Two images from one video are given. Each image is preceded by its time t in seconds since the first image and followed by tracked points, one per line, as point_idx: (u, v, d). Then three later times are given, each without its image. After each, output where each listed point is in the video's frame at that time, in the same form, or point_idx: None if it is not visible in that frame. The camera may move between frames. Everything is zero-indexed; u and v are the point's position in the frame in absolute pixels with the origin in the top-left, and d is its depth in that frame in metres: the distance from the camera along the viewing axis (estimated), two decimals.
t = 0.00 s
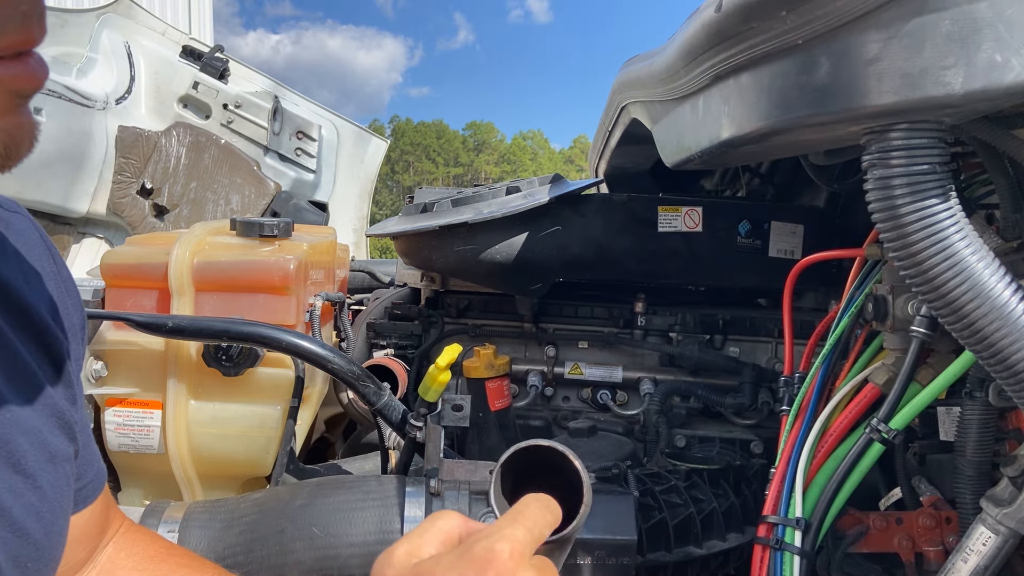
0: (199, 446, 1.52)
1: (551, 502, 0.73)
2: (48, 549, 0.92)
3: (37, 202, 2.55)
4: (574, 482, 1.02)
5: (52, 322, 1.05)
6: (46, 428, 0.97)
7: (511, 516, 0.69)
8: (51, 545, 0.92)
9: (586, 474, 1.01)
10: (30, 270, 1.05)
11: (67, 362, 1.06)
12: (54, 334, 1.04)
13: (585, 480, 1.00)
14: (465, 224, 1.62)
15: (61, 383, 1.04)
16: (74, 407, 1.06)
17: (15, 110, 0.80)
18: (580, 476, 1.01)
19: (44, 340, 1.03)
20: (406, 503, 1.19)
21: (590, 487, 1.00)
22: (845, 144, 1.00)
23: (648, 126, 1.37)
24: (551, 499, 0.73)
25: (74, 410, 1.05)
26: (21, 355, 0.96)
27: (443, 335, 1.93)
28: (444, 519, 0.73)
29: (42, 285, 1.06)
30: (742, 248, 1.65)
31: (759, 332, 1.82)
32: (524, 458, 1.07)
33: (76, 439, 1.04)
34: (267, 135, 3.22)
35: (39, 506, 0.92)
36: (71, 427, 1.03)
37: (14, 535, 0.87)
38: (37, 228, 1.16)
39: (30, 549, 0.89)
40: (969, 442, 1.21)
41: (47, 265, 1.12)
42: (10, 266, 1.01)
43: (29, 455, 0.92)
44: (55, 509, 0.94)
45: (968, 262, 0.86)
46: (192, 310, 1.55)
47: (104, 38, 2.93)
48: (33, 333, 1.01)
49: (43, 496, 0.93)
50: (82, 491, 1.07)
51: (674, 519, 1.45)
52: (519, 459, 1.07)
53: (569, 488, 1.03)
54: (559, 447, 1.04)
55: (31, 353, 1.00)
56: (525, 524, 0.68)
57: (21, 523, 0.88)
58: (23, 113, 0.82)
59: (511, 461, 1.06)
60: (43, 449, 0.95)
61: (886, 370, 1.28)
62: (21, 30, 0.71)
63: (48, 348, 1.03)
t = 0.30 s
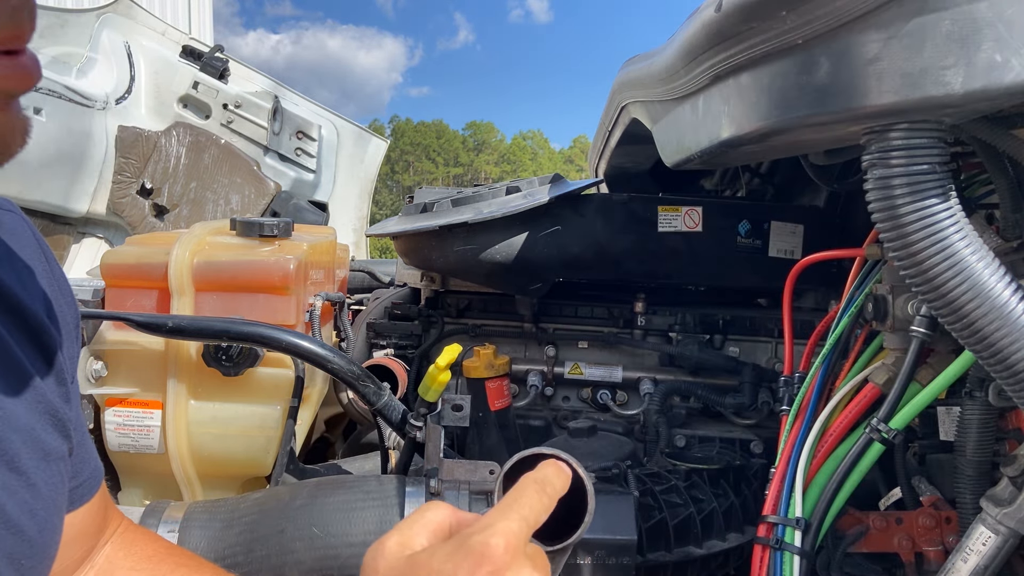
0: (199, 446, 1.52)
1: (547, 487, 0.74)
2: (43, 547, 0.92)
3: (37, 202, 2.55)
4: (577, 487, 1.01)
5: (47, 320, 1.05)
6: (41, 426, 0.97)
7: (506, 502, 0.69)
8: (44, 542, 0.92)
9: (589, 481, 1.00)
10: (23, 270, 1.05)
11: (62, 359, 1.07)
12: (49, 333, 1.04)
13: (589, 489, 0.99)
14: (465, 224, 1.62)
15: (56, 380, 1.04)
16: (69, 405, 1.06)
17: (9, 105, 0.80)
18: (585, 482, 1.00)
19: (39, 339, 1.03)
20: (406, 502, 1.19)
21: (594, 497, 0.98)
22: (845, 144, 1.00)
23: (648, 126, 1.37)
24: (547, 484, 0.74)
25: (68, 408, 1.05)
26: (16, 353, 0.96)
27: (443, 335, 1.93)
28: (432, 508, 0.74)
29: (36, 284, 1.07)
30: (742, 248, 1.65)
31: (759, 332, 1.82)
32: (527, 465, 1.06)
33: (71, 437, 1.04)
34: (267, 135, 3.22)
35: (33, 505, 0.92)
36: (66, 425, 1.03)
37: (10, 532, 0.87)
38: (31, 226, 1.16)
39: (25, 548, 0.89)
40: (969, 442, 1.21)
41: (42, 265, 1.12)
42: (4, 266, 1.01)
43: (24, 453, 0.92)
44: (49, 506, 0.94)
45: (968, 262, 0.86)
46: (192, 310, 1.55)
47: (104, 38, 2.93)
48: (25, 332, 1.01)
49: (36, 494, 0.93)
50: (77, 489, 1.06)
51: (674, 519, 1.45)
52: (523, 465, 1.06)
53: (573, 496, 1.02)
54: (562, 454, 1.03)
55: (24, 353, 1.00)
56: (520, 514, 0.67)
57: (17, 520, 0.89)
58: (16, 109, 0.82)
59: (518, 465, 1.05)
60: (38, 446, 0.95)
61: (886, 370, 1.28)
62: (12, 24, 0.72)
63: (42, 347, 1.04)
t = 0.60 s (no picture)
0: (199, 446, 1.52)
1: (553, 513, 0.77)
2: (42, 547, 0.92)
3: (37, 202, 2.55)
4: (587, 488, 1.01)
5: (48, 321, 1.05)
6: (41, 427, 0.97)
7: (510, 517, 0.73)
8: (43, 543, 0.92)
9: (598, 478, 0.99)
10: (24, 271, 1.05)
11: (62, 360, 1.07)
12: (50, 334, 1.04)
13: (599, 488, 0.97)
14: (465, 224, 1.62)
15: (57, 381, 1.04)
16: (70, 405, 1.06)
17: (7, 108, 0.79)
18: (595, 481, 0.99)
19: (40, 340, 1.03)
20: (406, 502, 1.19)
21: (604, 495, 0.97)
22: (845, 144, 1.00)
23: (648, 126, 1.37)
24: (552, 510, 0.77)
25: (69, 408, 1.05)
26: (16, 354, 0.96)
27: (442, 335, 1.93)
28: (427, 514, 0.74)
29: (37, 283, 1.07)
30: (742, 248, 1.65)
31: (759, 332, 1.82)
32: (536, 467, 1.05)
33: (71, 438, 1.04)
34: (267, 135, 3.21)
35: (32, 506, 0.92)
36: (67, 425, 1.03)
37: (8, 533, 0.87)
38: (32, 226, 1.16)
39: (23, 549, 0.89)
40: (969, 442, 1.21)
41: (43, 265, 1.12)
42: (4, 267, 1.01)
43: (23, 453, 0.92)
44: (48, 507, 0.94)
45: (968, 262, 0.86)
46: (192, 310, 1.55)
47: (104, 38, 2.93)
48: (26, 334, 1.01)
49: (35, 494, 0.93)
50: (77, 490, 1.07)
51: (674, 519, 1.45)
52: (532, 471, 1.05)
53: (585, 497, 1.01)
54: (572, 455, 1.02)
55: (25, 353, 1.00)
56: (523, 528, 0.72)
57: (15, 521, 0.88)
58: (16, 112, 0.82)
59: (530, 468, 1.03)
60: (37, 448, 0.95)
61: (886, 370, 1.28)
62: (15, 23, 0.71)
63: (43, 348, 1.04)
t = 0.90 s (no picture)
0: (199, 446, 1.52)
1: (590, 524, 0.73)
2: (44, 548, 0.92)
3: (37, 202, 2.55)
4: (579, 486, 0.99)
5: (54, 322, 1.05)
6: (44, 427, 0.97)
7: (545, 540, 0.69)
8: (45, 545, 0.92)
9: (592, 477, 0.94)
10: (30, 271, 1.05)
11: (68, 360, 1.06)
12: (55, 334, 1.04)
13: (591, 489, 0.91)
14: (465, 224, 1.62)
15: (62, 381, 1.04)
16: (75, 404, 1.06)
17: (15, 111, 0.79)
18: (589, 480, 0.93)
19: (45, 340, 1.03)
20: (405, 502, 1.19)
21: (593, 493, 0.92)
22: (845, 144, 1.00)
23: (648, 126, 1.37)
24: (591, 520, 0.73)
25: (74, 408, 1.05)
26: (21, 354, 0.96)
27: (442, 335, 1.93)
28: (469, 520, 0.75)
29: (43, 283, 1.07)
30: (742, 248, 1.65)
31: (759, 332, 1.82)
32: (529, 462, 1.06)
33: (75, 438, 1.04)
34: (267, 135, 3.21)
35: (34, 507, 0.92)
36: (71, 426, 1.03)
37: (10, 535, 0.87)
38: (38, 226, 1.16)
39: (25, 550, 0.89)
40: (969, 441, 1.21)
41: (49, 265, 1.11)
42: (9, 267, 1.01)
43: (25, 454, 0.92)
44: (49, 508, 0.94)
45: (968, 262, 0.86)
46: (192, 310, 1.55)
47: (104, 38, 2.92)
48: (31, 334, 1.01)
49: (38, 496, 0.92)
50: (80, 490, 1.06)
51: (674, 519, 1.45)
52: (519, 464, 1.14)
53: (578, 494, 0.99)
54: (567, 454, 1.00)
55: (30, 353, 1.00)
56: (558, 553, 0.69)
57: (17, 522, 0.88)
58: (25, 115, 0.82)
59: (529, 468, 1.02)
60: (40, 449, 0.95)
61: (886, 370, 1.28)
62: (27, 34, 0.73)
63: (48, 348, 1.04)
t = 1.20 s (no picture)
0: (199, 446, 1.52)
1: None
2: (44, 549, 0.92)
3: (37, 202, 2.55)
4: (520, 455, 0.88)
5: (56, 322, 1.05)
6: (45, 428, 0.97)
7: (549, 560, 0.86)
8: (46, 546, 0.92)
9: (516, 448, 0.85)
10: (31, 271, 1.05)
11: (70, 361, 1.06)
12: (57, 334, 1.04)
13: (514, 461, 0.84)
14: (465, 224, 1.62)
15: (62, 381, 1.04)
16: (76, 404, 1.06)
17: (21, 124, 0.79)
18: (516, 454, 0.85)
19: (47, 340, 1.03)
20: (406, 503, 1.19)
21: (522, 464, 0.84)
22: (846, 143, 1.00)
23: (648, 125, 1.37)
24: None
25: (76, 409, 1.05)
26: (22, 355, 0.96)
27: (442, 335, 1.93)
28: (471, 532, 0.76)
29: (44, 284, 1.07)
30: (742, 248, 1.65)
31: (759, 332, 1.82)
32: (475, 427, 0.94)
33: (76, 438, 1.04)
34: (267, 134, 3.21)
35: (34, 508, 0.91)
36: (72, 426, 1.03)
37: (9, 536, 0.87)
38: (40, 226, 1.16)
39: (26, 552, 0.89)
40: (969, 441, 1.21)
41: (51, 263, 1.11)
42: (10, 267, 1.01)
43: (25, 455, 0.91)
44: (50, 509, 0.94)
45: (968, 261, 0.86)
46: (192, 310, 1.55)
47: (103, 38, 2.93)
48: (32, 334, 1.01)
49: (38, 497, 0.92)
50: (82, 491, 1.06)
51: (674, 519, 1.45)
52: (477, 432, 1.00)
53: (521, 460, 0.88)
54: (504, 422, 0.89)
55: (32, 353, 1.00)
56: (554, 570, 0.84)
57: (16, 525, 0.88)
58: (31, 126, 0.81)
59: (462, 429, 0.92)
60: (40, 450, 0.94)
61: (886, 370, 1.28)
62: (36, 47, 0.73)
63: (50, 349, 1.03)
